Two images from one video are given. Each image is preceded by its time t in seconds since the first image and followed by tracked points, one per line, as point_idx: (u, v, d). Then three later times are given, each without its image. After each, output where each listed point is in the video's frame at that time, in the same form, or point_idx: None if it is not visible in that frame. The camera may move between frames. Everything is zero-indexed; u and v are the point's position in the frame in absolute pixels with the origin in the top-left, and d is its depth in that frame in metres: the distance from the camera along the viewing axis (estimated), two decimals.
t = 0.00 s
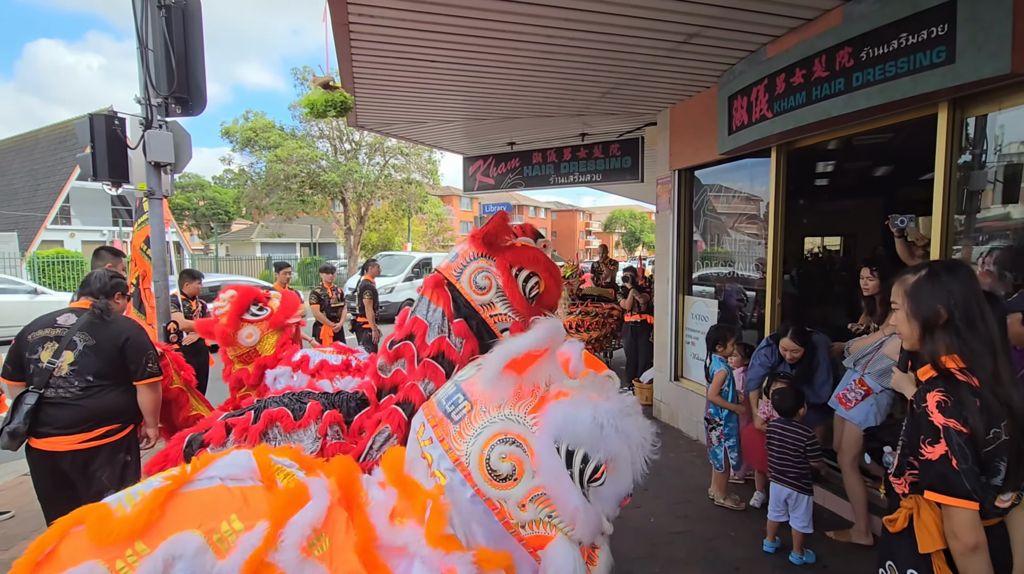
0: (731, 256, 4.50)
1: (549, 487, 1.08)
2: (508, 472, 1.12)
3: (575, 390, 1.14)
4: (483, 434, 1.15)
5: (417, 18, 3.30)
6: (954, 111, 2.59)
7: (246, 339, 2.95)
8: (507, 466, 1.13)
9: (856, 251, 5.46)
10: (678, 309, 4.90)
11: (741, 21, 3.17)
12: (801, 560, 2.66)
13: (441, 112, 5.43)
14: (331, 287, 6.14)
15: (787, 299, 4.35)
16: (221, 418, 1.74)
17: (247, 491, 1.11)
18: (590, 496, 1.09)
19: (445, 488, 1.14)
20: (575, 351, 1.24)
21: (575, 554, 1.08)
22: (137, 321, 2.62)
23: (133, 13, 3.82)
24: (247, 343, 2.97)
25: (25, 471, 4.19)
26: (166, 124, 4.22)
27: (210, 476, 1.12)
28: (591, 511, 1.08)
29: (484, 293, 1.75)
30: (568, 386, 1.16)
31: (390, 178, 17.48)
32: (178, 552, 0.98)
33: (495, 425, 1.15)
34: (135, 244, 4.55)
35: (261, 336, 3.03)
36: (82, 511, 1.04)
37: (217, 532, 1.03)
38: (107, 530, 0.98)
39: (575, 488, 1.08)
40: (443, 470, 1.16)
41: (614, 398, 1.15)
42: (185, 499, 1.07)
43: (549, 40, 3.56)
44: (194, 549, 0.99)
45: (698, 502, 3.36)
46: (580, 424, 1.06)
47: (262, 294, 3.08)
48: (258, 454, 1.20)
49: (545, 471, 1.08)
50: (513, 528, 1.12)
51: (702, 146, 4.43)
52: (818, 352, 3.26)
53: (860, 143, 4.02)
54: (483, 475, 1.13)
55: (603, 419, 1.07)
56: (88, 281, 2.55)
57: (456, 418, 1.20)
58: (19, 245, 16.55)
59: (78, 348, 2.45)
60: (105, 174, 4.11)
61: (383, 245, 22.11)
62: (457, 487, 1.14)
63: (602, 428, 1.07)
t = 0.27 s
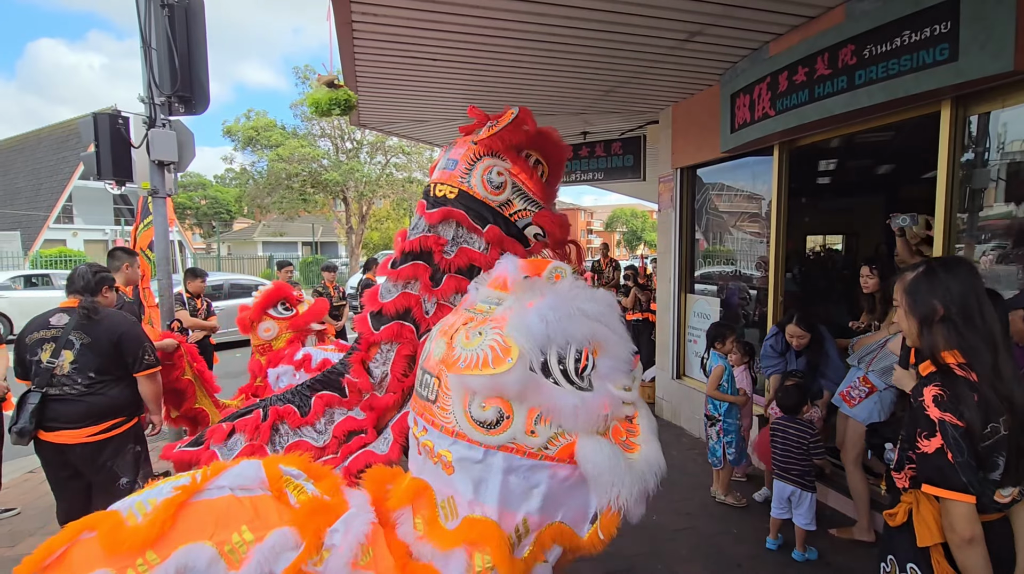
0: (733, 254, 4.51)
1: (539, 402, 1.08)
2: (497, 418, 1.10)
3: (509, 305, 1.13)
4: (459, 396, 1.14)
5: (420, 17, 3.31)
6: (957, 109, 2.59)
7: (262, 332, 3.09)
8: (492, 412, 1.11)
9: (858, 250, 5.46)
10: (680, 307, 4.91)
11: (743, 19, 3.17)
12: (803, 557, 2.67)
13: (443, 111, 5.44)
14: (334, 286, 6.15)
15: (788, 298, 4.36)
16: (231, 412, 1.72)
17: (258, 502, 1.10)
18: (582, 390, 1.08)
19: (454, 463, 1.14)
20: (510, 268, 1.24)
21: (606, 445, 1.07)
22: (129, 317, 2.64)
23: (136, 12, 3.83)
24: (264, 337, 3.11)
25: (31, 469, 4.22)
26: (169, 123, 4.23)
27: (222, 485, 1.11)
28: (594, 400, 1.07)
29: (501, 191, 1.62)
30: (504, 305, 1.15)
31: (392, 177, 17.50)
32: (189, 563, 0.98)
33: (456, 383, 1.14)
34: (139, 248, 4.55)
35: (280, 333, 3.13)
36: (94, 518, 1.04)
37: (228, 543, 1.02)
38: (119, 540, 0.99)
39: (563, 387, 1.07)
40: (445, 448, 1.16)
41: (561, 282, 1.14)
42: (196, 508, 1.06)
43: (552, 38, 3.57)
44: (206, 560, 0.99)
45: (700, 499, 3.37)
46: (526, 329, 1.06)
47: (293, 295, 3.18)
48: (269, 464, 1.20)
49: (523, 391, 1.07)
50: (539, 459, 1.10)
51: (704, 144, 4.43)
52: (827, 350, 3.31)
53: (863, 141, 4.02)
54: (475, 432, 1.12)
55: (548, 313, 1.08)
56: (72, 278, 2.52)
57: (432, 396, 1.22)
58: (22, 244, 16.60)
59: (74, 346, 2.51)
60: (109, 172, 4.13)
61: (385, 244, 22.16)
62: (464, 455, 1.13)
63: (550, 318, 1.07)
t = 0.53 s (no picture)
0: (735, 253, 4.51)
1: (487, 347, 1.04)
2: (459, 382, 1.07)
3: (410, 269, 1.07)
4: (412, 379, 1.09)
5: (421, 16, 3.32)
6: (958, 108, 2.60)
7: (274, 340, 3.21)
8: (451, 379, 1.07)
9: (860, 249, 5.46)
10: (681, 306, 4.91)
11: (744, 18, 3.18)
12: (804, 554, 2.69)
13: (444, 110, 5.44)
14: (336, 285, 6.16)
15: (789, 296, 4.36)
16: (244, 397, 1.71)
17: (272, 484, 1.17)
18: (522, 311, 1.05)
19: (440, 433, 1.10)
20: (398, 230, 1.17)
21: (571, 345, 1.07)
22: (131, 314, 2.66)
23: (139, 12, 3.84)
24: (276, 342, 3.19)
25: (36, 467, 4.24)
26: (172, 123, 4.24)
27: (238, 466, 1.18)
28: (537, 312, 1.05)
29: (499, 182, 1.32)
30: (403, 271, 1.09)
31: (393, 176, 17.51)
32: (205, 539, 1.05)
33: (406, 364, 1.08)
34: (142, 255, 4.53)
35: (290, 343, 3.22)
36: (117, 488, 1.11)
37: (243, 522, 1.09)
38: (137, 513, 1.05)
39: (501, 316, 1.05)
40: (423, 426, 1.12)
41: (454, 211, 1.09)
42: (213, 487, 1.13)
43: (553, 37, 3.58)
44: (221, 538, 1.06)
45: (701, 497, 3.39)
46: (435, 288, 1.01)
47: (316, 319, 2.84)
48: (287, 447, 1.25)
49: (468, 340, 1.03)
50: (521, 389, 1.09)
51: (706, 142, 4.43)
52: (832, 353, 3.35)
53: (864, 140, 4.02)
54: (445, 401, 1.08)
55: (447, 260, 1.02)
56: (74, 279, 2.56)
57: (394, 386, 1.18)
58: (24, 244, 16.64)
59: (81, 345, 2.53)
60: (112, 172, 4.14)
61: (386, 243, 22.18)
62: (449, 426, 1.09)
63: (453, 263, 1.02)
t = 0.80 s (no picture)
0: (737, 251, 4.51)
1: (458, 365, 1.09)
2: (440, 398, 1.14)
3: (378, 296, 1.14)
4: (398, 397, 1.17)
5: (422, 15, 3.33)
6: (959, 105, 2.60)
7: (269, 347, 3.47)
8: (432, 396, 1.14)
9: (862, 246, 5.45)
10: (682, 304, 4.92)
11: (745, 16, 3.18)
12: (805, 551, 2.70)
13: (445, 109, 5.45)
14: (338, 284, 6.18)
15: (791, 295, 4.37)
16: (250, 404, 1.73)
17: (277, 474, 1.19)
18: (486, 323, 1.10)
19: (432, 444, 1.19)
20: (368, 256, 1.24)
21: (543, 348, 1.09)
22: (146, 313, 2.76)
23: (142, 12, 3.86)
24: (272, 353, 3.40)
25: (41, 465, 4.27)
26: (175, 122, 4.26)
27: (241, 459, 1.20)
28: (501, 323, 1.10)
29: (495, 178, 1.29)
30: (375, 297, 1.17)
31: (395, 175, 17.55)
32: (212, 530, 1.06)
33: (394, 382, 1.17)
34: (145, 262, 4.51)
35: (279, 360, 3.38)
36: (122, 484, 1.13)
37: (250, 512, 1.11)
38: (143, 507, 1.07)
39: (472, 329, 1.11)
40: (418, 440, 1.20)
41: (415, 232, 1.14)
42: (218, 479, 1.15)
43: (554, 36, 3.58)
44: (228, 528, 1.07)
45: (703, 494, 3.40)
46: (395, 313, 1.06)
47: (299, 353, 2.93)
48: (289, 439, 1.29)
49: (437, 359, 1.09)
50: (503, 395, 1.13)
51: (707, 141, 4.44)
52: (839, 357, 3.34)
53: (866, 137, 4.02)
54: (430, 416, 1.15)
55: (406, 286, 1.07)
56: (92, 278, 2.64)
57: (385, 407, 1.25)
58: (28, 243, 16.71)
59: (98, 342, 2.60)
60: (115, 171, 4.16)
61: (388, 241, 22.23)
62: (439, 438, 1.17)
63: (413, 287, 1.07)
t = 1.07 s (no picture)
0: (741, 249, 4.50)
1: (472, 354, 1.09)
2: (453, 386, 1.15)
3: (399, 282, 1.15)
4: (411, 383, 1.18)
5: (425, 13, 3.33)
6: (964, 102, 2.59)
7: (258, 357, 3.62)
8: (445, 383, 1.15)
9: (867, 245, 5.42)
10: (685, 302, 4.92)
11: (748, 13, 3.17)
12: (807, 550, 2.70)
13: (448, 107, 5.45)
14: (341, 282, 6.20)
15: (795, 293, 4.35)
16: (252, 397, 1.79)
17: (283, 468, 1.21)
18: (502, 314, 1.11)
19: (439, 433, 1.19)
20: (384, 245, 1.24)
21: (555, 343, 1.10)
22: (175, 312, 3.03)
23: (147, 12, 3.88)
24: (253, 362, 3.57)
25: (48, 461, 4.31)
26: (179, 121, 4.29)
27: (246, 453, 1.22)
28: (516, 314, 1.11)
29: (489, 171, 1.29)
30: (393, 283, 1.18)
31: (398, 173, 17.58)
32: (219, 523, 1.08)
33: (409, 368, 1.18)
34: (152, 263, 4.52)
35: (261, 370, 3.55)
36: (130, 477, 1.15)
37: (256, 506, 1.12)
38: (151, 500, 1.09)
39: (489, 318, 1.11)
40: (426, 429, 1.20)
41: (436, 220, 1.15)
42: (224, 473, 1.17)
43: (556, 34, 3.58)
44: (234, 522, 1.08)
45: (705, 492, 3.40)
46: (417, 298, 1.07)
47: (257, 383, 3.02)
48: (294, 433, 1.30)
49: (452, 345, 1.09)
50: (514, 386, 1.14)
51: (711, 138, 4.42)
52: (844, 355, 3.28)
53: (871, 135, 3.99)
54: (441, 405, 1.16)
55: (427, 273, 1.08)
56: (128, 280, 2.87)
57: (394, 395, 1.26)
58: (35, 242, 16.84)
59: (135, 339, 2.85)
60: (121, 170, 4.19)
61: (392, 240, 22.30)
62: (447, 426, 1.18)
63: (434, 274, 1.08)
